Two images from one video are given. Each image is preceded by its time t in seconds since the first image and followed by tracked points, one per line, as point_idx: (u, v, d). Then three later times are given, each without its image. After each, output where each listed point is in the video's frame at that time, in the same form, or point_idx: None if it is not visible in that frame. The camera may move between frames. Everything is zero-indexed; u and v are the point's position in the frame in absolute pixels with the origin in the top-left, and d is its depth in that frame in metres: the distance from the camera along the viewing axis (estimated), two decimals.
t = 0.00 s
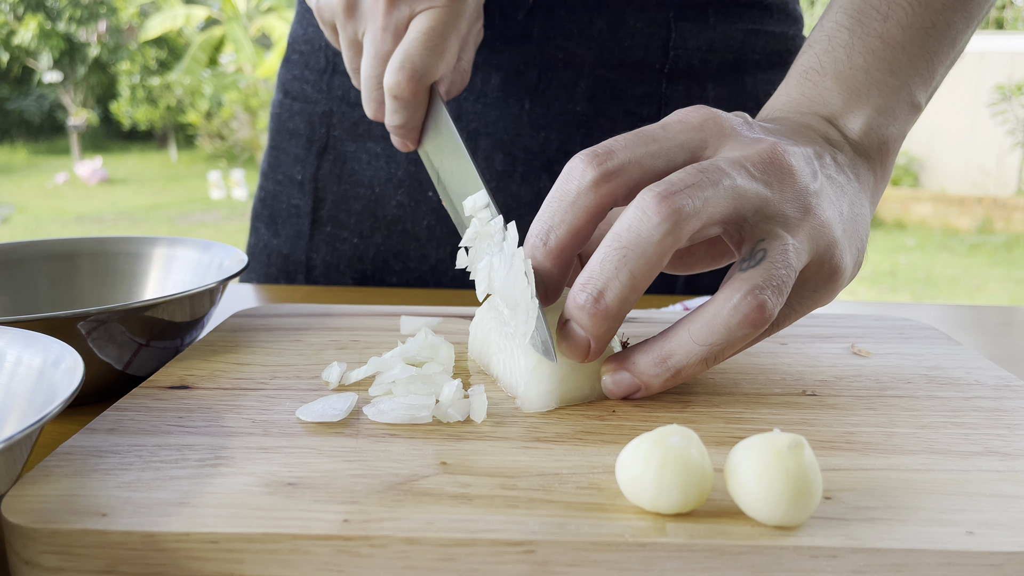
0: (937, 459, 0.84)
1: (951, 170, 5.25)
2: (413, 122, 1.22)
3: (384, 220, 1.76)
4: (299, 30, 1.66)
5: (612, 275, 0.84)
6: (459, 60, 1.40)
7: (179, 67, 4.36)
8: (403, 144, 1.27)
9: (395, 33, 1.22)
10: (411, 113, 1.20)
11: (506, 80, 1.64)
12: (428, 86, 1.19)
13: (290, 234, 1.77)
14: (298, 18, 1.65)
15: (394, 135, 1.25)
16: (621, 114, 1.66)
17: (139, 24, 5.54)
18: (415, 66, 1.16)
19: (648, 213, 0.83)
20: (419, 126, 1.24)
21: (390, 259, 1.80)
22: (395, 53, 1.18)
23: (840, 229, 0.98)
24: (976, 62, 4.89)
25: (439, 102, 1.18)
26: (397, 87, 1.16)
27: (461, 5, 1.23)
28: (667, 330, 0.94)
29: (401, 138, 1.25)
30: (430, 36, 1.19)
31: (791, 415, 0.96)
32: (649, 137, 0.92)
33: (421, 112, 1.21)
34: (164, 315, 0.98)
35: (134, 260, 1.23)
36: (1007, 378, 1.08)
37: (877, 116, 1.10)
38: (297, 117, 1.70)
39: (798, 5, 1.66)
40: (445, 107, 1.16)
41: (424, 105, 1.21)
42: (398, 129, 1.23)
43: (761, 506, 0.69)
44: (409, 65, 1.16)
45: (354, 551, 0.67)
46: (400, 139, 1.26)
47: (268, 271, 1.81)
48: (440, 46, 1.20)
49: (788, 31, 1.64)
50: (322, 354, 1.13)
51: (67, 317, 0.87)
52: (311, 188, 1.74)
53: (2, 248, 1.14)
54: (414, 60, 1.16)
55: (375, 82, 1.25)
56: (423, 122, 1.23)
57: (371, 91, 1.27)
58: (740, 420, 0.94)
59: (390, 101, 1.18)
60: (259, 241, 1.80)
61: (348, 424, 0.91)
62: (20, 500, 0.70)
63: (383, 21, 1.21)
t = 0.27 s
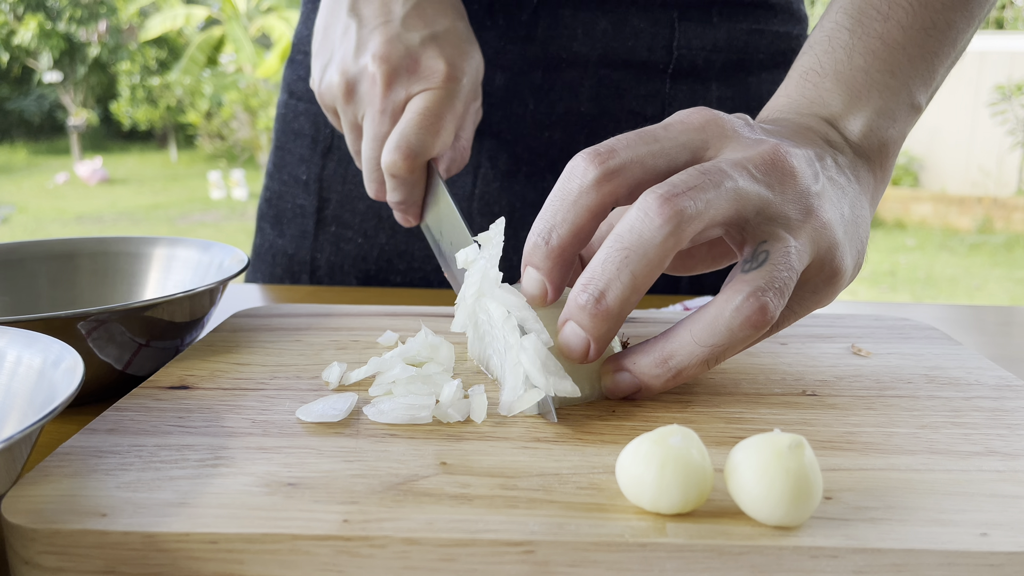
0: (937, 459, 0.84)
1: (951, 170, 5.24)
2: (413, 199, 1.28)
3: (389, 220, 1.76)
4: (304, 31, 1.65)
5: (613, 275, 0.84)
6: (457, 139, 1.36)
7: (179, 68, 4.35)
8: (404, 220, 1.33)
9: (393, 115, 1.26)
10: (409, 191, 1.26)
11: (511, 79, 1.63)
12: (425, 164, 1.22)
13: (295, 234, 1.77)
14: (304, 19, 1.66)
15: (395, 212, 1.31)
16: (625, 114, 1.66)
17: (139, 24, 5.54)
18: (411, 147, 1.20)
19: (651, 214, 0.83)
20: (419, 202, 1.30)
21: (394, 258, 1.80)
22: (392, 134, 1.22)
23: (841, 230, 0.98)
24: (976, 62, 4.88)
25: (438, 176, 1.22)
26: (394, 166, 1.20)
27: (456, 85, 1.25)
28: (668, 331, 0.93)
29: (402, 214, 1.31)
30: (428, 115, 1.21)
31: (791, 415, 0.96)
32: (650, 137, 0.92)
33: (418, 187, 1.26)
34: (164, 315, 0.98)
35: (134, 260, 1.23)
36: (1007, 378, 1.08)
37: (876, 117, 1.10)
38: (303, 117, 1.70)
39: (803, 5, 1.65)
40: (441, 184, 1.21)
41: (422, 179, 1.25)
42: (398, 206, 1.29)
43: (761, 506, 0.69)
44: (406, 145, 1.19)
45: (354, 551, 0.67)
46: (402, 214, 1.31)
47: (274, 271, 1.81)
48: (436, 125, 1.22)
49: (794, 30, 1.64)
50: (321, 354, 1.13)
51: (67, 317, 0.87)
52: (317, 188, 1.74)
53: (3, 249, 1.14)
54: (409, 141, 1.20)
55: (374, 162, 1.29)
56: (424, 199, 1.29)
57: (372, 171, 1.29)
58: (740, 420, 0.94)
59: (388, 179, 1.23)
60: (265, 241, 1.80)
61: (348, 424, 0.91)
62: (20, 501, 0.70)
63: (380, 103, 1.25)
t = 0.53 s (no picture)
0: (937, 459, 0.84)
1: (951, 171, 5.25)
2: (391, 183, 1.24)
3: (389, 219, 1.76)
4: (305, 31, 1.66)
5: (625, 275, 0.84)
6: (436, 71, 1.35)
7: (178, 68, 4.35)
8: (398, 212, 1.31)
9: (349, 104, 1.24)
10: (383, 174, 1.22)
11: (509, 79, 1.64)
12: (384, 150, 1.19)
13: (296, 234, 1.77)
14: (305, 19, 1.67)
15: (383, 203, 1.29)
16: (623, 113, 1.66)
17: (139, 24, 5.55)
18: (366, 136, 1.17)
19: (666, 215, 0.84)
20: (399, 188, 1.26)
21: (393, 258, 1.80)
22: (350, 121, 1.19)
23: (849, 238, 0.98)
24: (976, 62, 4.88)
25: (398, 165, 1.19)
26: (353, 156, 1.17)
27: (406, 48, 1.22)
28: (673, 333, 0.94)
29: (390, 205, 1.29)
30: (380, 103, 1.18)
31: (792, 415, 0.96)
32: (666, 137, 0.93)
33: (389, 174, 1.22)
34: (164, 315, 0.98)
35: (134, 260, 1.23)
36: (1007, 378, 1.08)
37: (883, 127, 1.11)
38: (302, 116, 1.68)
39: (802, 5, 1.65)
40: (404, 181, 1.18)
41: (388, 169, 1.22)
42: (382, 199, 1.27)
43: (761, 506, 0.69)
44: (362, 134, 1.16)
45: (354, 551, 0.67)
46: (393, 210, 1.30)
47: (274, 271, 1.81)
48: (390, 112, 1.19)
49: (792, 31, 1.64)
50: (322, 354, 1.13)
51: (67, 317, 0.87)
52: (316, 188, 1.73)
53: (2, 248, 1.14)
54: (360, 128, 1.17)
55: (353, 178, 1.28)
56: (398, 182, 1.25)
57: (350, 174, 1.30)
58: (740, 420, 0.94)
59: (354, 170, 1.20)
60: (266, 240, 1.80)
61: (348, 423, 0.90)
62: (20, 500, 0.70)
63: (335, 97, 1.23)
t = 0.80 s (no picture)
0: (937, 459, 0.84)
1: (951, 170, 5.25)
2: (414, 81, 1.17)
3: (387, 219, 1.76)
4: (303, 30, 1.67)
5: (626, 275, 0.85)
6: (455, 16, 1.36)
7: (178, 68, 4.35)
8: (402, 108, 1.21)
9: None
10: (410, 66, 1.14)
11: (507, 80, 1.64)
12: (422, 40, 1.14)
13: (294, 233, 1.77)
14: (303, 19, 1.67)
15: (394, 97, 1.19)
16: (622, 114, 1.66)
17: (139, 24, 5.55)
18: (408, 17, 1.11)
19: (666, 214, 0.84)
20: (417, 83, 1.18)
21: (392, 258, 1.79)
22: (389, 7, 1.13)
23: (849, 238, 0.98)
24: (976, 62, 4.88)
25: (434, 58, 1.14)
26: (391, 37, 1.12)
27: None
28: (673, 333, 0.94)
29: (401, 101, 1.19)
30: None
31: (792, 415, 0.96)
32: (662, 139, 0.92)
33: (418, 66, 1.15)
34: (164, 315, 0.98)
35: (134, 260, 1.23)
36: (1007, 378, 1.08)
37: (883, 124, 1.11)
38: (301, 116, 1.70)
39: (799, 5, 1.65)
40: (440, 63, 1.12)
41: (421, 59, 1.15)
42: (396, 87, 1.17)
43: (761, 505, 0.69)
44: (405, 14, 1.11)
45: (354, 551, 0.67)
46: (399, 102, 1.19)
47: (274, 270, 1.81)
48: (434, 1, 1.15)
49: (789, 32, 1.64)
50: (321, 354, 1.13)
51: (67, 317, 0.87)
52: (316, 187, 1.74)
53: (2, 248, 1.14)
54: (405, 11, 1.11)
55: (370, 37, 1.22)
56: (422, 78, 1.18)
57: (366, 45, 1.23)
58: (740, 420, 0.94)
59: (385, 53, 1.14)
60: (265, 239, 1.80)
61: (348, 424, 0.90)
62: (20, 500, 0.70)
63: None
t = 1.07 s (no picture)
0: (937, 459, 0.84)
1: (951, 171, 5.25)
2: (419, 150, 1.21)
3: (394, 220, 1.76)
4: (308, 30, 1.66)
5: (623, 274, 0.85)
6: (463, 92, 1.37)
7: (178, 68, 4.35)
8: (404, 170, 1.25)
9: (400, 62, 1.23)
10: (417, 141, 1.19)
11: (515, 80, 1.64)
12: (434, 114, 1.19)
13: (300, 234, 1.77)
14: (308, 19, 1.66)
15: (398, 162, 1.23)
16: (629, 114, 1.66)
17: (139, 24, 5.54)
18: (421, 95, 1.16)
19: (663, 214, 0.84)
20: (424, 154, 1.23)
21: (399, 258, 1.80)
22: (401, 83, 1.18)
23: (848, 238, 0.98)
24: (976, 62, 4.88)
25: (445, 129, 1.18)
26: (402, 116, 1.16)
27: (466, 35, 1.24)
28: (673, 332, 0.94)
29: (405, 164, 1.23)
30: (437, 66, 1.18)
31: (791, 415, 0.96)
32: (661, 140, 0.93)
33: (427, 137, 1.21)
34: (164, 315, 0.98)
35: (134, 260, 1.23)
36: (1007, 378, 1.08)
37: (882, 124, 1.10)
38: (306, 117, 1.70)
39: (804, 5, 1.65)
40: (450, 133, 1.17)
41: (429, 134, 1.20)
42: (402, 157, 1.21)
43: (760, 505, 0.69)
44: (416, 94, 1.16)
45: (354, 551, 0.67)
46: (404, 165, 1.23)
47: (280, 271, 1.81)
48: (445, 75, 1.19)
49: (795, 32, 1.64)
50: (321, 354, 1.13)
51: (67, 317, 0.87)
52: (322, 187, 1.74)
53: (3, 248, 1.14)
54: (420, 88, 1.16)
55: (380, 111, 1.25)
56: (427, 149, 1.23)
57: (374, 118, 1.26)
58: (740, 420, 0.94)
59: (394, 129, 1.18)
60: (270, 240, 1.80)
61: (348, 424, 0.91)
62: (20, 500, 0.70)
63: (389, 50, 1.22)
